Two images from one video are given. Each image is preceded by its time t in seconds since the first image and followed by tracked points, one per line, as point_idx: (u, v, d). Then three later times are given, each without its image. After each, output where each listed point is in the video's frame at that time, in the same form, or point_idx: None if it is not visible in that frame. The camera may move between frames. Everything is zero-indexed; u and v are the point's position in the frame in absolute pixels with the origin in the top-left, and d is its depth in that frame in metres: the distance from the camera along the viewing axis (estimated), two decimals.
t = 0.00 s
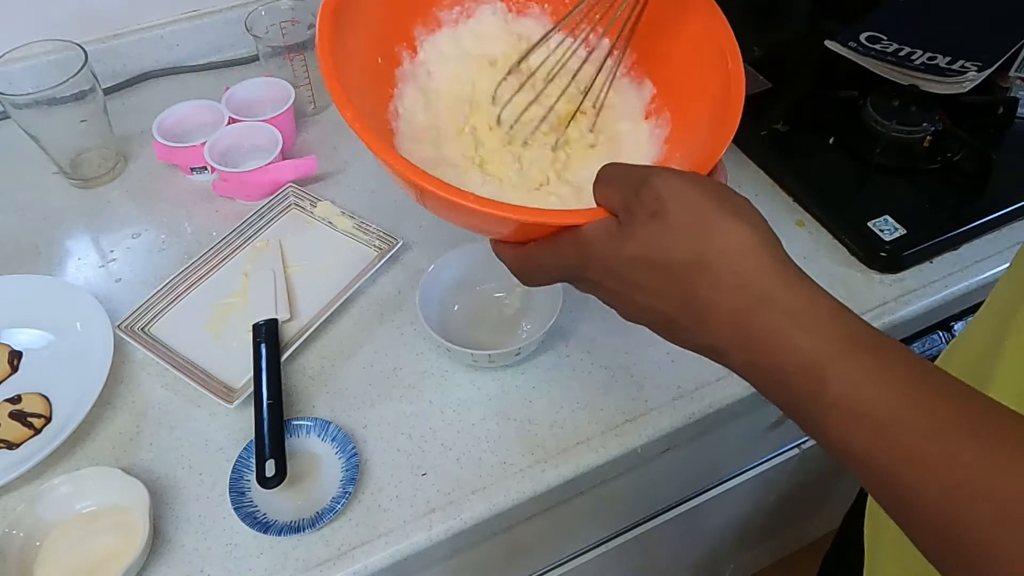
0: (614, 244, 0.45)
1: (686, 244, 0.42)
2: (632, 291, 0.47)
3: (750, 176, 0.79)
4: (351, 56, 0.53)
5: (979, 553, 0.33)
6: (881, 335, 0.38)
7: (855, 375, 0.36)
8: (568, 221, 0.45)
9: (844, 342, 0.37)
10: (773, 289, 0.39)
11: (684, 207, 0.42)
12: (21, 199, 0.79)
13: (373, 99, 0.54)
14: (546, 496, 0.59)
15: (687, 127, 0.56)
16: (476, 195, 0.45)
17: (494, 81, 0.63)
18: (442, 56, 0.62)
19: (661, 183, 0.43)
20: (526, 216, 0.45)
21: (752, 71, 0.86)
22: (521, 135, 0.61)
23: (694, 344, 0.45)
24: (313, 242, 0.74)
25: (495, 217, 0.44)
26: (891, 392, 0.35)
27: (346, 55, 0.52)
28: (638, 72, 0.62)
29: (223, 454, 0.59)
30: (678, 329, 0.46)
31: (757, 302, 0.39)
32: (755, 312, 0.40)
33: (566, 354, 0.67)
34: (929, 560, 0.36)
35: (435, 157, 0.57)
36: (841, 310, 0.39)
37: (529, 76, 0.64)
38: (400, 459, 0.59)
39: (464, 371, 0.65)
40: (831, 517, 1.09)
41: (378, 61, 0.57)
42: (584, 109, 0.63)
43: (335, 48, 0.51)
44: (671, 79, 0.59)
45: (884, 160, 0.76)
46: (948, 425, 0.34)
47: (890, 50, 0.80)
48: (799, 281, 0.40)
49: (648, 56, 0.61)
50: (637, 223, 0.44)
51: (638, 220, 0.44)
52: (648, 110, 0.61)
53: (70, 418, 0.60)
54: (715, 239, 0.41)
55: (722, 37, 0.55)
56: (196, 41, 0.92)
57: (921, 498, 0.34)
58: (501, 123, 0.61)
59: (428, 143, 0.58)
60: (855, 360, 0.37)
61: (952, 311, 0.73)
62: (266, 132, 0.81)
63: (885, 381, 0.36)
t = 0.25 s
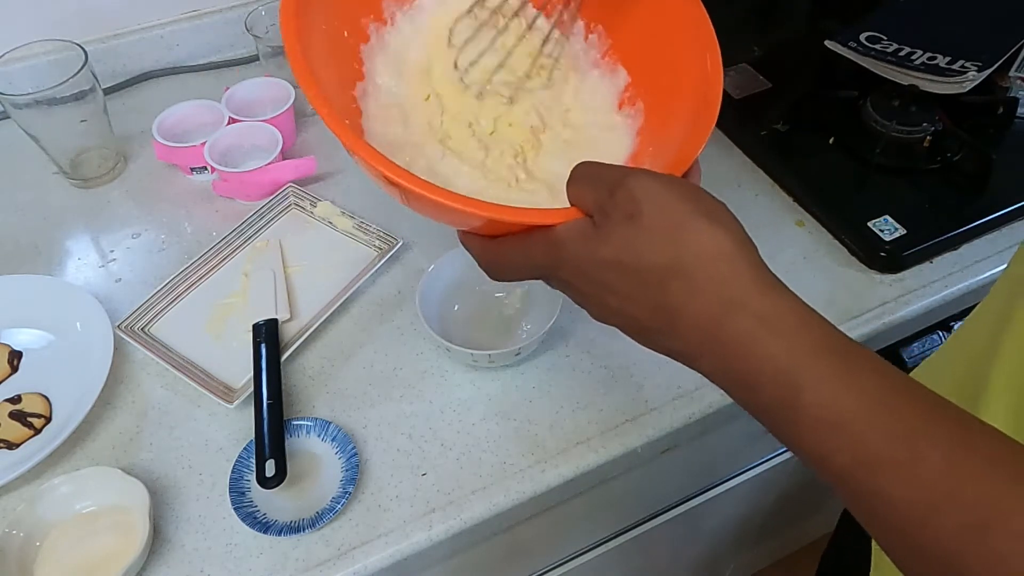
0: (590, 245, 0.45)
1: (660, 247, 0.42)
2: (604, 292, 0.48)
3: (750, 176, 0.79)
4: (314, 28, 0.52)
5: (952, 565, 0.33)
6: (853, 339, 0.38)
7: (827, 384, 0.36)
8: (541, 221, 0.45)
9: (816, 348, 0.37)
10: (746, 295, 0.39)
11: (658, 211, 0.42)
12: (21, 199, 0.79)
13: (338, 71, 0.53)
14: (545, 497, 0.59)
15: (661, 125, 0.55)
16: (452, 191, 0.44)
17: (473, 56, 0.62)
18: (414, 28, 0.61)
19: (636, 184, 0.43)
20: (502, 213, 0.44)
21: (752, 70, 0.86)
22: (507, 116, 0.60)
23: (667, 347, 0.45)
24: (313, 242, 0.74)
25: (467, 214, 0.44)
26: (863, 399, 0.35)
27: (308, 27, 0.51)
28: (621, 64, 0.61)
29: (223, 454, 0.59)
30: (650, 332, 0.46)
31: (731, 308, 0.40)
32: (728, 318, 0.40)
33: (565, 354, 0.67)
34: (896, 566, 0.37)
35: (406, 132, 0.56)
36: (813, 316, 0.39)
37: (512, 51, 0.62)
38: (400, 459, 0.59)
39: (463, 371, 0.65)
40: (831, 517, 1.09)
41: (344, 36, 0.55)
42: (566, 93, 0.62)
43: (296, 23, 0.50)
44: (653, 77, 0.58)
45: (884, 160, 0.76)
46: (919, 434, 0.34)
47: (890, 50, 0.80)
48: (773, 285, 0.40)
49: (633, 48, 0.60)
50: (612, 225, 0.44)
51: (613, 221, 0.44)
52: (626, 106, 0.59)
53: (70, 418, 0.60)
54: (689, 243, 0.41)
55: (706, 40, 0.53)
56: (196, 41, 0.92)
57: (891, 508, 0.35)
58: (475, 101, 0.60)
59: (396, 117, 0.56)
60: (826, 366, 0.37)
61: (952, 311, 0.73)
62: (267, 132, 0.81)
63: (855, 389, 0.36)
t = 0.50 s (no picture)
0: (567, 279, 0.45)
1: (640, 286, 0.42)
2: (583, 328, 0.47)
3: (750, 176, 0.79)
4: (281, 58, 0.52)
5: None
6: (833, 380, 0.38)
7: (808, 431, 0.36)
8: (517, 254, 0.45)
9: (797, 392, 0.37)
10: (729, 339, 0.39)
11: (638, 246, 0.42)
12: (21, 199, 0.79)
13: (306, 103, 0.53)
14: (546, 497, 0.59)
15: (643, 147, 0.55)
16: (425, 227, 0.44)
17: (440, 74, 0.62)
18: (384, 53, 0.62)
19: (614, 218, 0.43)
20: (480, 248, 0.44)
21: (752, 70, 0.86)
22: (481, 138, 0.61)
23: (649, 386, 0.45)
24: (313, 242, 0.74)
25: (434, 248, 0.44)
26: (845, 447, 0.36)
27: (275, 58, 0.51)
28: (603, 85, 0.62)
29: (223, 454, 0.59)
30: (629, 369, 0.46)
31: (715, 353, 0.39)
32: (712, 363, 0.39)
33: (565, 354, 0.67)
34: None
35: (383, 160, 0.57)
36: (796, 359, 0.39)
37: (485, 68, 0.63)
38: (400, 459, 0.59)
39: (463, 371, 0.65)
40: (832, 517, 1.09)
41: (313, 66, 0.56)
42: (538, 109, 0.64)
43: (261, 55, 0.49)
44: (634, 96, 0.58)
45: (884, 160, 0.76)
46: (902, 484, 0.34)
47: (890, 50, 0.79)
48: (755, 324, 0.40)
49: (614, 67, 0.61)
50: (590, 259, 0.44)
51: (590, 255, 0.44)
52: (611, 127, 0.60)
53: (70, 418, 0.60)
54: (671, 283, 0.41)
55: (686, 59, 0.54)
56: (196, 41, 0.92)
57: (877, 564, 0.35)
58: (450, 121, 0.61)
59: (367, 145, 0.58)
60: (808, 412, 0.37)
61: (953, 311, 0.73)
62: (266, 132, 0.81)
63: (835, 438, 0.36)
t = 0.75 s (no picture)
0: (553, 316, 0.46)
1: (633, 326, 0.42)
2: (578, 370, 0.47)
3: (749, 176, 0.79)
4: (253, 74, 0.55)
5: None
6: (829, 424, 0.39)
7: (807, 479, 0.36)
8: (502, 289, 0.47)
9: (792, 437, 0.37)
10: (723, 385, 0.39)
11: (628, 284, 0.43)
12: (21, 199, 0.79)
13: (283, 120, 0.57)
14: (545, 497, 0.59)
15: (643, 159, 0.57)
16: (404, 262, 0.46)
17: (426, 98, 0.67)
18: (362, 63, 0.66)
19: (602, 254, 0.44)
20: (463, 284, 0.46)
21: (752, 70, 0.86)
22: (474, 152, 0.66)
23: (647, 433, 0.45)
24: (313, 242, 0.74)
25: (409, 280, 0.45)
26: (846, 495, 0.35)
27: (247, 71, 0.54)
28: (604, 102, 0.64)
29: (223, 454, 0.59)
30: (624, 412, 0.46)
31: (709, 401, 0.39)
32: (707, 410, 0.39)
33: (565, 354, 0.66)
34: None
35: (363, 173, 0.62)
36: (792, 406, 0.39)
37: (465, 89, 0.68)
38: (400, 459, 0.59)
39: (463, 371, 0.65)
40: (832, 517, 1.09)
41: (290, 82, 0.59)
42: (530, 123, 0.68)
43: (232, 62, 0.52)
44: (632, 110, 0.61)
45: (884, 160, 0.76)
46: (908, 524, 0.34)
47: (890, 50, 0.79)
48: (749, 366, 0.40)
49: (616, 82, 0.63)
50: (578, 296, 0.45)
51: (578, 292, 0.45)
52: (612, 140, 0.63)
53: (70, 418, 0.60)
54: (662, 325, 0.42)
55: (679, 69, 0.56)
56: (196, 41, 0.92)
57: None
58: (420, 138, 0.65)
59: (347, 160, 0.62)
60: (804, 458, 0.37)
61: (953, 311, 0.73)
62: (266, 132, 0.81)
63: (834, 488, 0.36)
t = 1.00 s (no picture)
0: (525, 345, 0.46)
1: (608, 356, 0.42)
2: (551, 399, 0.48)
3: (750, 176, 0.79)
4: (215, 105, 0.54)
5: None
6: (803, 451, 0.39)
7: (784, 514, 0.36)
8: (472, 316, 0.46)
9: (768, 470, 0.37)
10: (697, 417, 0.39)
11: (603, 312, 0.43)
12: (21, 199, 0.79)
13: (249, 151, 0.57)
14: (545, 497, 0.59)
15: (612, 183, 0.59)
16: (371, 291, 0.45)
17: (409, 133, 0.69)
18: (334, 90, 0.67)
19: (575, 281, 0.44)
20: (431, 313, 0.45)
21: (752, 71, 0.86)
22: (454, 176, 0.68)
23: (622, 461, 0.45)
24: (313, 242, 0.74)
25: (382, 312, 0.45)
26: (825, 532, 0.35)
27: (211, 102, 0.54)
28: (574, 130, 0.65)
29: (223, 454, 0.59)
30: (600, 439, 0.46)
31: (685, 432, 0.39)
32: (683, 440, 0.39)
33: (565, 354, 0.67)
34: None
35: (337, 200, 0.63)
36: (767, 439, 0.38)
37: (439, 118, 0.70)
38: (400, 459, 0.59)
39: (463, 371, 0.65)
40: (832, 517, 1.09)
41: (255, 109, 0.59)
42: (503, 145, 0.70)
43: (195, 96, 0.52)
44: (603, 138, 0.62)
45: (884, 160, 0.76)
46: (892, 569, 0.34)
47: (890, 50, 0.79)
48: (724, 397, 0.40)
49: (585, 112, 0.64)
50: (551, 323, 0.45)
51: (550, 319, 0.45)
52: (583, 166, 0.64)
53: (69, 418, 0.60)
54: (638, 354, 0.41)
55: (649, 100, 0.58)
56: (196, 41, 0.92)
57: None
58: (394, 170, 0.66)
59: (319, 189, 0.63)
60: (783, 492, 0.37)
61: (953, 311, 0.73)
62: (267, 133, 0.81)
63: (814, 530, 0.36)
